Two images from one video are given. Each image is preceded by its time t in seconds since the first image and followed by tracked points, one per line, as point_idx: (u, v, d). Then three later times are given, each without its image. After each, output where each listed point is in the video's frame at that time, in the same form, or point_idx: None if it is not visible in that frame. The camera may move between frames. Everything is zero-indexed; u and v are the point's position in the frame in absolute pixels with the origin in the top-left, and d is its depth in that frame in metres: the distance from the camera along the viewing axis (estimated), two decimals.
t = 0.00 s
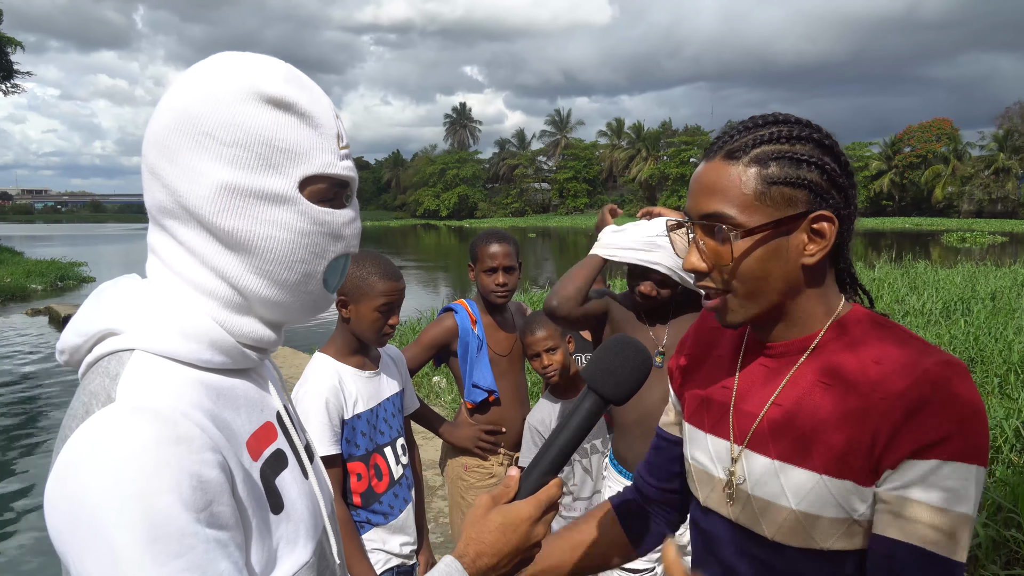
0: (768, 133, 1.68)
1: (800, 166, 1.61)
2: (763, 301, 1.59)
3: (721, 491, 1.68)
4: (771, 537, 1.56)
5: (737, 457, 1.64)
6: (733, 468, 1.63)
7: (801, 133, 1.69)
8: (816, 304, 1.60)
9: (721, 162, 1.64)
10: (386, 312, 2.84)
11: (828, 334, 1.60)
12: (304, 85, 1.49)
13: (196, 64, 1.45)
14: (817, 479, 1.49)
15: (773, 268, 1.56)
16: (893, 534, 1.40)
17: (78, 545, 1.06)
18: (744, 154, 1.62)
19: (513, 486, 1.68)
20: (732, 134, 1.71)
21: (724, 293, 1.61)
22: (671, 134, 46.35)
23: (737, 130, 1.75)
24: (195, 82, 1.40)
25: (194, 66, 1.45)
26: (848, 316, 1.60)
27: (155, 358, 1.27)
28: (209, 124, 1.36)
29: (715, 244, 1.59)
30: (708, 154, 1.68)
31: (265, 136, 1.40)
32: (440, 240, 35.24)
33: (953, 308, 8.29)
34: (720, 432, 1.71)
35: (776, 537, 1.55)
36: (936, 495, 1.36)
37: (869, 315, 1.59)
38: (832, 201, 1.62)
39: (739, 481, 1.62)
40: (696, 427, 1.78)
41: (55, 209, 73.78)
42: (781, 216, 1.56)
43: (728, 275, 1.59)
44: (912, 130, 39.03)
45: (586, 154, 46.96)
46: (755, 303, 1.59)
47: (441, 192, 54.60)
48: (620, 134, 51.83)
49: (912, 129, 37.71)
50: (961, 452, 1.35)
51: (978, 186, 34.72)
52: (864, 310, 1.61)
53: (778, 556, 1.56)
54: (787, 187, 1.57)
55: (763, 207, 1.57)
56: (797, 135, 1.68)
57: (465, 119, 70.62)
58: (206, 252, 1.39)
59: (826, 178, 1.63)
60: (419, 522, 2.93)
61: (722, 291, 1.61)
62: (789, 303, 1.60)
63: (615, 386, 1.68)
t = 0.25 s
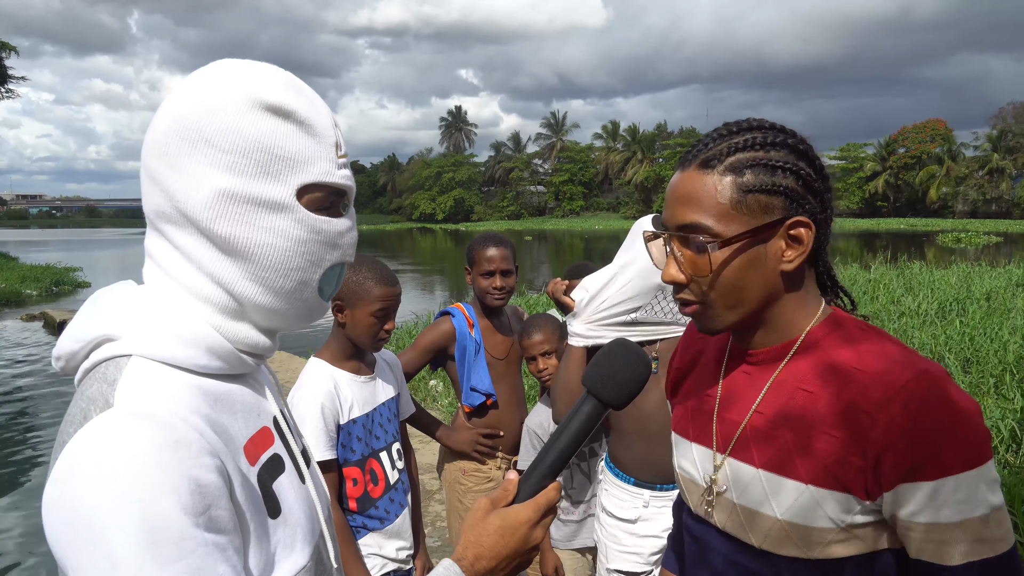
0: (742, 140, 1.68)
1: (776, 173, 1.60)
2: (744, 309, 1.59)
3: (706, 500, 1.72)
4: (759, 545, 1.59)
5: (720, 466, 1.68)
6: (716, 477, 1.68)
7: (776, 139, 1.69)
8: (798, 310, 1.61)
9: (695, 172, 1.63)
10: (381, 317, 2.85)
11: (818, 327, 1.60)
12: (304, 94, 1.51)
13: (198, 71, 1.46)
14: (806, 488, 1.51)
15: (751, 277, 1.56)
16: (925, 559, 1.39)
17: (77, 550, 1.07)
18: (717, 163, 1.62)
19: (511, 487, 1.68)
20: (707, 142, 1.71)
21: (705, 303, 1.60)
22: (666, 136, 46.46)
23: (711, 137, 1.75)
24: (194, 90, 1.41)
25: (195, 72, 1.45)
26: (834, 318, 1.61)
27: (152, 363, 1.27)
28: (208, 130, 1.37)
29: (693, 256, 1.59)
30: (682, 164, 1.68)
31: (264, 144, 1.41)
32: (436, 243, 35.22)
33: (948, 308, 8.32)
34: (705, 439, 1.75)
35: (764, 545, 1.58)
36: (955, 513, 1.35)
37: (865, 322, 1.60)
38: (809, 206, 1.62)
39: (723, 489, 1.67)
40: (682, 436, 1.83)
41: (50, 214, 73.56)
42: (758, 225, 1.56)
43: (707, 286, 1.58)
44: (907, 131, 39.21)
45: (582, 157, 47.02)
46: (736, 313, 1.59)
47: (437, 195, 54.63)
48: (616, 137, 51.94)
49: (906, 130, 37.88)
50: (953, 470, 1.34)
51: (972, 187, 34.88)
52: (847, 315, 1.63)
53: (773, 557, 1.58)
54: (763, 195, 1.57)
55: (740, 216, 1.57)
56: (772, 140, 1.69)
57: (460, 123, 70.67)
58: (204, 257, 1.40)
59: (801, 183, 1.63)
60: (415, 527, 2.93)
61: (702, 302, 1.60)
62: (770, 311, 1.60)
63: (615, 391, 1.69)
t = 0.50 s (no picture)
0: (696, 159, 1.71)
1: (733, 184, 1.63)
2: (736, 325, 1.58)
3: (698, 504, 1.72)
4: (751, 546, 1.59)
5: (713, 470, 1.68)
6: (709, 482, 1.68)
7: (726, 152, 1.73)
8: (780, 313, 1.62)
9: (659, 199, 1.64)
10: (378, 320, 2.85)
11: (806, 330, 1.61)
12: (306, 96, 1.51)
13: (202, 72, 1.46)
14: (795, 488, 1.51)
15: (735, 290, 1.56)
16: (913, 559, 1.37)
17: (70, 549, 1.07)
18: (677, 185, 1.63)
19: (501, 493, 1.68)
20: (662, 168, 1.73)
21: (700, 323, 1.58)
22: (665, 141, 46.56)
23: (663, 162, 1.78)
24: (198, 91, 1.41)
25: (199, 74, 1.46)
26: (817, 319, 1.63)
27: (151, 362, 1.27)
28: (211, 131, 1.37)
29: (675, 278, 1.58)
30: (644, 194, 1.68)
31: (266, 145, 1.41)
32: (434, 245, 35.20)
33: (944, 317, 8.35)
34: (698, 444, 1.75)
35: (756, 547, 1.58)
36: (938, 506, 1.35)
37: (856, 324, 1.61)
38: (774, 208, 1.65)
39: (716, 494, 1.67)
40: (677, 442, 1.83)
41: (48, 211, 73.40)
42: (730, 237, 1.57)
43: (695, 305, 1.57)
44: (905, 139, 39.36)
45: (581, 161, 47.09)
46: (731, 329, 1.58)
47: (436, 197, 54.67)
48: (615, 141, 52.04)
49: (904, 139, 38.03)
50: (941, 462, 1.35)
51: (969, 196, 35.00)
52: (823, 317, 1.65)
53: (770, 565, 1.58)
54: (728, 207, 1.59)
55: (712, 232, 1.58)
56: (724, 154, 1.72)
57: (460, 125, 70.73)
58: (204, 258, 1.40)
59: (761, 189, 1.67)
60: (410, 530, 2.93)
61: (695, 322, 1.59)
62: (757, 318, 1.60)
63: (605, 396, 1.69)
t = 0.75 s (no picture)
0: (705, 171, 1.69)
1: (745, 198, 1.61)
2: (744, 336, 1.60)
3: (700, 506, 1.71)
4: (749, 549, 1.58)
5: (716, 473, 1.67)
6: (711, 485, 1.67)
7: (734, 164, 1.72)
8: (788, 322, 1.63)
9: (672, 213, 1.60)
10: (375, 324, 2.85)
11: (807, 336, 1.61)
12: (305, 102, 1.51)
13: (201, 77, 1.46)
14: (792, 490, 1.51)
15: (748, 304, 1.56)
16: (912, 561, 1.36)
17: (61, 548, 1.06)
18: (691, 200, 1.60)
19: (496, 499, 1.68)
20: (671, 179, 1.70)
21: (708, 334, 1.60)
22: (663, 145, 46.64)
23: (671, 172, 1.75)
24: (197, 98, 1.41)
25: (198, 79, 1.46)
26: (819, 323, 1.64)
27: (145, 364, 1.27)
28: (208, 136, 1.37)
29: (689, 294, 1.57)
30: (654, 207, 1.65)
31: (264, 152, 1.41)
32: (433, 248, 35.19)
33: (942, 321, 8.36)
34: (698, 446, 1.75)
35: (755, 549, 1.57)
36: (937, 507, 1.34)
37: (856, 330, 1.61)
38: (781, 220, 1.66)
39: (717, 497, 1.66)
40: (678, 446, 1.83)
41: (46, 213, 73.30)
42: (745, 253, 1.56)
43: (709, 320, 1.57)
44: (902, 144, 39.44)
45: (579, 165, 47.14)
46: (737, 339, 1.60)
47: (434, 200, 54.69)
48: (614, 145, 52.11)
49: (902, 144, 38.12)
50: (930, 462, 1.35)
51: (967, 201, 35.08)
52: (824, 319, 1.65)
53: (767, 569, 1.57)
54: (742, 222, 1.58)
55: (726, 248, 1.56)
56: (733, 167, 1.71)
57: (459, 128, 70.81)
58: (201, 262, 1.40)
59: (769, 200, 1.67)
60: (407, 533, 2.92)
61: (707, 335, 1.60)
62: (767, 328, 1.61)
63: (599, 401, 1.69)
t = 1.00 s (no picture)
0: (731, 172, 1.66)
1: (770, 204, 1.59)
2: (755, 341, 1.60)
3: (699, 509, 1.71)
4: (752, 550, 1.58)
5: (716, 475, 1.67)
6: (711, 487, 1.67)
7: (759, 165, 1.69)
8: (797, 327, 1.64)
9: (696, 216, 1.56)
10: (378, 323, 2.84)
11: (809, 339, 1.60)
12: (305, 99, 1.51)
13: (203, 75, 1.46)
14: (796, 492, 1.51)
15: (763, 312, 1.57)
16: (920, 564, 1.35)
17: (63, 544, 1.06)
18: (717, 203, 1.57)
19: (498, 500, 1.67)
20: (694, 177, 1.65)
21: (720, 340, 1.60)
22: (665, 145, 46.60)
23: (693, 168, 1.70)
24: (199, 96, 1.40)
25: (200, 77, 1.46)
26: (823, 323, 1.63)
27: (149, 360, 1.27)
28: (209, 134, 1.37)
29: (708, 302, 1.55)
30: (677, 207, 1.59)
31: (264, 149, 1.41)
32: (435, 248, 35.21)
33: (945, 321, 8.34)
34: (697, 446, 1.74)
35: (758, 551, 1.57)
36: (945, 511, 1.34)
37: (858, 330, 1.60)
38: (800, 225, 1.65)
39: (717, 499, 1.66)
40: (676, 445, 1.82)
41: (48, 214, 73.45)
42: (767, 262, 1.56)
43: (725, 328, 1.57)
44: (905, 143, 39.36)
45: (581, 165, 47.12)
46: (748, 344, 1.61)
47: (436, 201, 54.70)
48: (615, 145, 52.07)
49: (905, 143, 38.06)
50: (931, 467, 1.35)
51: (969, 200, 35.00)
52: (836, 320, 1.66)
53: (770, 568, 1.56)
54: (767, 230, 1.55)
55: (750, 256, 1.54)
56: (758, 169, 1.68)
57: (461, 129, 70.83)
58: (203, 260, 1.40)
59: (790, 205, 1.65)
60: (410, 533, 2.92)
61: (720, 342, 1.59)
62: (779, 333, 1.62)
63: (604, 404, 1.68)
